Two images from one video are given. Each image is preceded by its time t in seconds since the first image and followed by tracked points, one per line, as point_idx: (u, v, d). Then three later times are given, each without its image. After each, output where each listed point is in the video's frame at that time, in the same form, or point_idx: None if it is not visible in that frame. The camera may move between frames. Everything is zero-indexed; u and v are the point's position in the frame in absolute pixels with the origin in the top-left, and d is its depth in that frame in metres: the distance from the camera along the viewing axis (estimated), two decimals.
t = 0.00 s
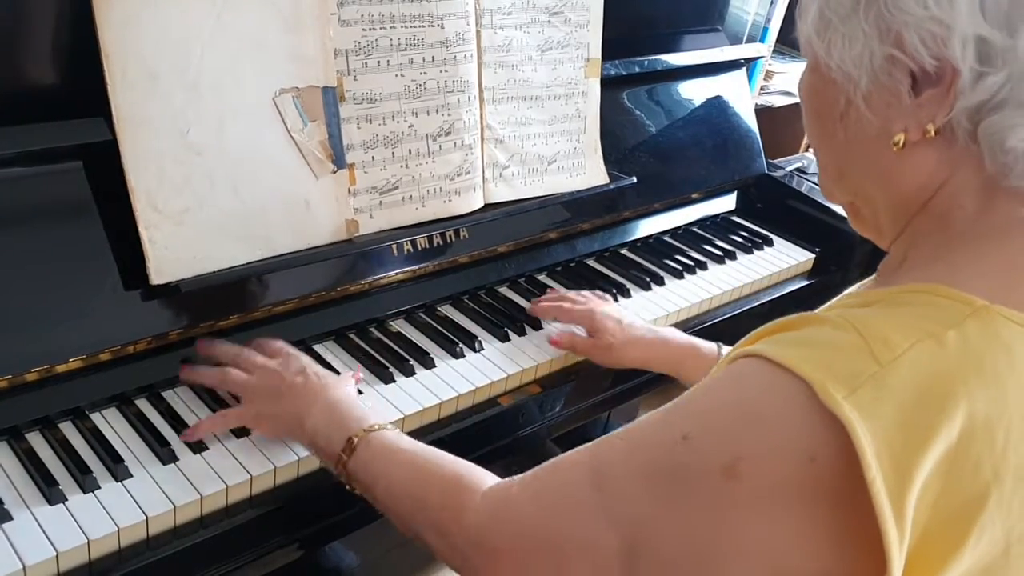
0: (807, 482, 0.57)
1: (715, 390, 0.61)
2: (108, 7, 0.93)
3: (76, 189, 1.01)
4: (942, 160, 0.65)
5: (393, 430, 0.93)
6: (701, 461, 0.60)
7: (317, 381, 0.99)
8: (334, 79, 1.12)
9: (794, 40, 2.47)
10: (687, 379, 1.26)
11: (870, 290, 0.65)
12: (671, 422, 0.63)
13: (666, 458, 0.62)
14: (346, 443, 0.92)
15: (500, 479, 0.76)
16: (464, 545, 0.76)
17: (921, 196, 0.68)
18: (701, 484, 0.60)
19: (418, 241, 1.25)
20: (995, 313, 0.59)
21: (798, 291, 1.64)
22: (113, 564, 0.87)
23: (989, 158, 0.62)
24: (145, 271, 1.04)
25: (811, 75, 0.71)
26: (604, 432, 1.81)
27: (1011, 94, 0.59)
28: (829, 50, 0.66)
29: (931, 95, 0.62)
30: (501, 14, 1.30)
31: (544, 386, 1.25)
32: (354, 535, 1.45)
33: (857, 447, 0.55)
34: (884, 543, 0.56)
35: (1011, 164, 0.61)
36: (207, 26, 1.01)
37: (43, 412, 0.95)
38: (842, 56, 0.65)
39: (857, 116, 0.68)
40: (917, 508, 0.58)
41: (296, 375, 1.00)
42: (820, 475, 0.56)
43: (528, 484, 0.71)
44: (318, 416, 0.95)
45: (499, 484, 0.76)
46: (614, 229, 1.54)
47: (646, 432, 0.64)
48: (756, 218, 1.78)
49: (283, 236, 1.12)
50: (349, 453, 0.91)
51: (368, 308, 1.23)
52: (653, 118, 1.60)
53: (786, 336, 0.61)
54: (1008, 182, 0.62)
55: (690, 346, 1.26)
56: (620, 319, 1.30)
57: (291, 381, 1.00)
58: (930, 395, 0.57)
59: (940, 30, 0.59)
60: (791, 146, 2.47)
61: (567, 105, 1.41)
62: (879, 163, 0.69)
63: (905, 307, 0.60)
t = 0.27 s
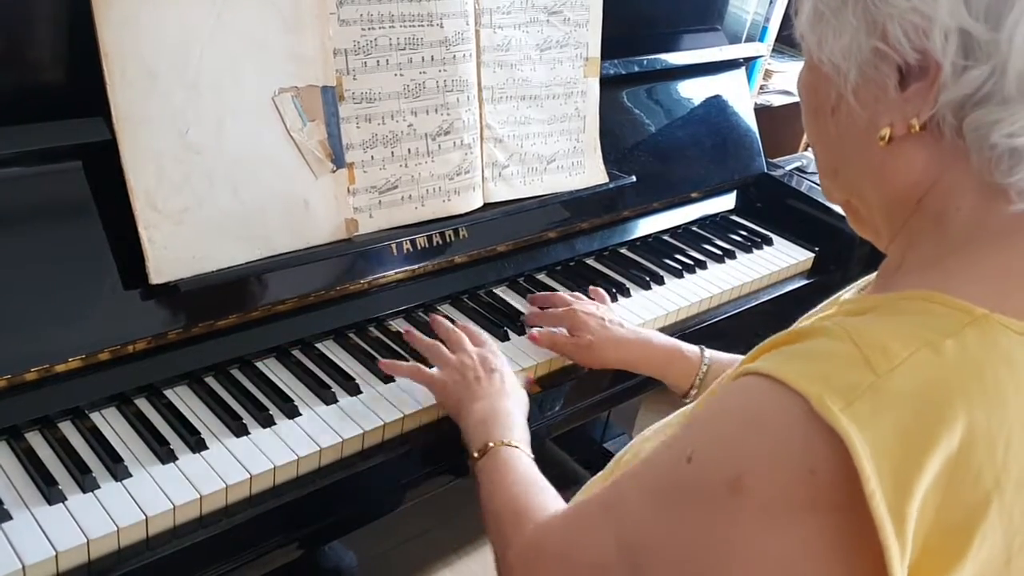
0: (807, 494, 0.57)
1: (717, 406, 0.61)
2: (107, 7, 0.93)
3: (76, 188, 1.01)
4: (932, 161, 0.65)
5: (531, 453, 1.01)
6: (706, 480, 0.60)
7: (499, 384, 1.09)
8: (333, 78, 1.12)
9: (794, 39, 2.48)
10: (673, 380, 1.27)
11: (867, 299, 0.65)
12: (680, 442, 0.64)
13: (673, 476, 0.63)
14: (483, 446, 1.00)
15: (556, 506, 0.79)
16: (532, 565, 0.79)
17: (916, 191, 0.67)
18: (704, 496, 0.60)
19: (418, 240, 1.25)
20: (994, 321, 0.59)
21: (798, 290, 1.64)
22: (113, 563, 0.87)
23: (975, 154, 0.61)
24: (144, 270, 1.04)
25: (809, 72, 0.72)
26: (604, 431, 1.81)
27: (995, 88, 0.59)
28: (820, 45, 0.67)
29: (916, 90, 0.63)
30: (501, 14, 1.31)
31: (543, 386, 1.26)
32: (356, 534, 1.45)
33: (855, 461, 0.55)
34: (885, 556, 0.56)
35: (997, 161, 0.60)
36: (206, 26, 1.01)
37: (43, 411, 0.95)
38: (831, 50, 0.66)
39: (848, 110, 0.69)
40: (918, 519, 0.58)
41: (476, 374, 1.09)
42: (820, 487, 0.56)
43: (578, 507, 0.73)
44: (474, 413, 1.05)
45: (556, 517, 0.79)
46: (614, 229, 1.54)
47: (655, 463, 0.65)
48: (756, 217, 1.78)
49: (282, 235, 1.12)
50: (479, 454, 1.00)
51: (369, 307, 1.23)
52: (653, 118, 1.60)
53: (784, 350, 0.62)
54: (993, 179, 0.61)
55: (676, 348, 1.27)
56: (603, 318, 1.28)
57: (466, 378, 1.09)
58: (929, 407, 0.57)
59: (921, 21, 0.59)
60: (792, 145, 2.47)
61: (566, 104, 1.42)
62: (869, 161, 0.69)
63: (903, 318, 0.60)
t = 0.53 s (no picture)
0: (804, 483, 0.57)
1: (721, 397, 0.62)
2: (107, 8, 0.93)
3: (76, 189, 1.01)
4: (926, 163, 0.65)
5: (555, 431, 1.00)
6: (702, 469, 0.62)
7: (523, 369, 1.10)
8: (332, 79, 1.12)
9: (793, 40, 2.48)
10: (683, 371, 1.24)
11: (875, 295, 0.65)
12: (682, 438, 0.64)
13: (676, 463, 0.64)
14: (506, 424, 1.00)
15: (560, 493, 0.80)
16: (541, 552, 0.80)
17: (910, 193, 0.67)
18: (706, 486, 0.61)
19: (417, 241, 1.25)
20: (996, 320, 0.59)
21: (797, 290, 1.64)
22: (113, 564, 0.87)
23: (968, 156, 0.61)
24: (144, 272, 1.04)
25: (811, 75, 0.73)
26: (604, 432, 1.81)
27: (983, 92, 0.59)
28: (820, 48, 0.68)
29: (910, 92, 0.63)
30: (500, 15, 1.30)
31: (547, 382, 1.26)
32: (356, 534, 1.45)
33: (852, 448, 0.55)
34: (878, 547, 0.56)
35: (989, 163, 0.60)
36: (206, 27, 1.01)
37: (42, 412, 0.95)
38: (829, 53, 0.67)
39: (846, 112, 0.69)
40: (913, 512, 0.58)
41: (500, 362, 1.11)
42: (817, 478, 0.57)
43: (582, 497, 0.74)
44: (502, 396, 1.05)
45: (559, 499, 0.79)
46: (613, 229, 1.55)
47: (660, 444, 0.66)
48: (755, 218, 1.78)
49: (282, 236, 1.12)
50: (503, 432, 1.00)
51: (368, 308, 1.23)
52: (653, 118, 1.60)
53: (790, 342, 0.62)
54: (985, 180, 0.62)
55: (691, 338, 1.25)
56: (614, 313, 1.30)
57: (490, 366, 1.11)
58: (929, 400, 0.57)
59: (912, 25, 0.60)
60: (791, 145, 2.47)
61: (566, 106, 1.42)
62: (866, 162, 0.69)
63: (907, 314, 0.61)
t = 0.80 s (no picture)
0: (811, 481, 0.57)
1: (726, 395, 0.62)
2: (108, 9, 0.93)
3: (76, 190, 1.01)
4: (924, 160, 0.64)
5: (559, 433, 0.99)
6: (710, 464, 0.62)
7: (527, 370, 1.09)
8: (331, 80, 1.12)
9: (793, 40, 2.48)
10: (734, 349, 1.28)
11: (882, 292, 0.65)
12: (686, 440, 0.64)
13: (683, 460, 0.64)
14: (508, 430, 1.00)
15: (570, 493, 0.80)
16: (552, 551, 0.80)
17: (911, 192, 0.67)
18: (710, 481, 0.61)
19: (418, 241, 1.25)
20: (1000, 316, 0.59)
21: (797, 290, 1.64)
22: (112, 565, 0.87)
23: (965, 155, 0.61)
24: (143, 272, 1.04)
25: (815, 73, 0.73)
26: (604, 432, 1.81)
27: (976, 92, 0.59)
28: (823, 47, 0.68)
29: (907, 90, 0.63)
30: (499, 16, 1.30)
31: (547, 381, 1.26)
32: (355, 535, 1.46)
33: (860, 445, 0.55)
34: (888, 543, 0.56)
35: (984, 161, 0.60)
36: (205, 27, 1.01)
37: (42, 413, 0.95)
38: (831, 51, 0.67)
39: (847, 110, 0.69)
40: (922, 509, 0.58)
41: (505, 363, 1.11)
42: (825, 475, 0.57)
43: (591, 497, 0.74)
44: (507, 397, 1.05)
45: (568, 501, 0.79)
46: (614, 229, 1.54)
47: (667, 442, 0.67)
48: (755, 218, 1.78)
49: (281, 237, 1.12)
50: (508, 436, 0.99)
51: (368, 309, 1.23)
52: (653, 119, 1.60)
53: (796, 339, 0.62)
54: (981, 179, 0.61)
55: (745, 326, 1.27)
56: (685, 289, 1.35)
57: (495, 366, 1.10)
58: (937, 396, 0.57)
59: (906, 25, 0.60)
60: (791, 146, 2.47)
61: (565, 106, 1.42)
62: (867, 159, 0.69)
63: (913, 311, 0.61)
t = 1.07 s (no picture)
0: (808, 471, 0.57)
1: (727, 388, 0.62)
2: (105, 10, 0.93)
3: (74, 192, 1.01)
4: (925, 155, 0.64)
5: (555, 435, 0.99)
6: (711, 459, 0.62)
7: (522, 374, 1.09)
8: (330, 81, 1.12)
9: (793, 41, 2.48)
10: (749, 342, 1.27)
11: (880, 287, 0.65)
12: (687, 436, 0.64)
13: (684, 457, 0.64)
14: (506, 429, 1.00)
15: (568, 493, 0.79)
16: (552, 550, 0.79)
17: (912, 189, 0.67)
18: (711, 479, 0.61)
19: (416, 242, 1.25)
20: (999, 308, 0.59)
21: (797, 290, 1.64)
22: (111, 567, 0.87)
23: (964, 149, 0.61)
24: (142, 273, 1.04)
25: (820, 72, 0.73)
26: (603, 434, 1.81)
27: (976, 87, 0.58)
28: (828, 44, 0.68)
29: (908, 87, 0.63)
30: (499, 17, 1.30)
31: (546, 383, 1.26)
32: (356, 536, 1.47)
33: (858, 431, 0.55)
34: (884, 529, 0.56)
35: (983, 157, 0.60)
36: (204, 28, 1.01)
37: (40, 415, 0.95)
38: (835, 47, 0.67)
39: (850, 106, 0.69)
40: (917, 497, 0.58)
41: (499, 366, 1.10)
42: (822, 464, 0.57)
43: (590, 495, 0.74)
44: (501, 401, 1.05)
45: (565, 499, 0.79)
46: (613, 230, 1.55)
47: (665, 439, 0.66)
48: (755, 219, 1.78)
49: (280, 238, 1.12)
50: (504, 438, 0.99)
51: (367, 309, 1.23)
52: (652, 120, 1.60)
53: (795, 330, 0.62)
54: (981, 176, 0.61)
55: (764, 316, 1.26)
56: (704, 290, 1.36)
57: (489, 371, 1.10)
58: (934, 384, 0.57)
59: (907, 21, 0.60)
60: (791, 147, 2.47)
61: (564, 107, 1.41)
62: (869, 155, 0.69)
63: (912, 302, 0.61)
